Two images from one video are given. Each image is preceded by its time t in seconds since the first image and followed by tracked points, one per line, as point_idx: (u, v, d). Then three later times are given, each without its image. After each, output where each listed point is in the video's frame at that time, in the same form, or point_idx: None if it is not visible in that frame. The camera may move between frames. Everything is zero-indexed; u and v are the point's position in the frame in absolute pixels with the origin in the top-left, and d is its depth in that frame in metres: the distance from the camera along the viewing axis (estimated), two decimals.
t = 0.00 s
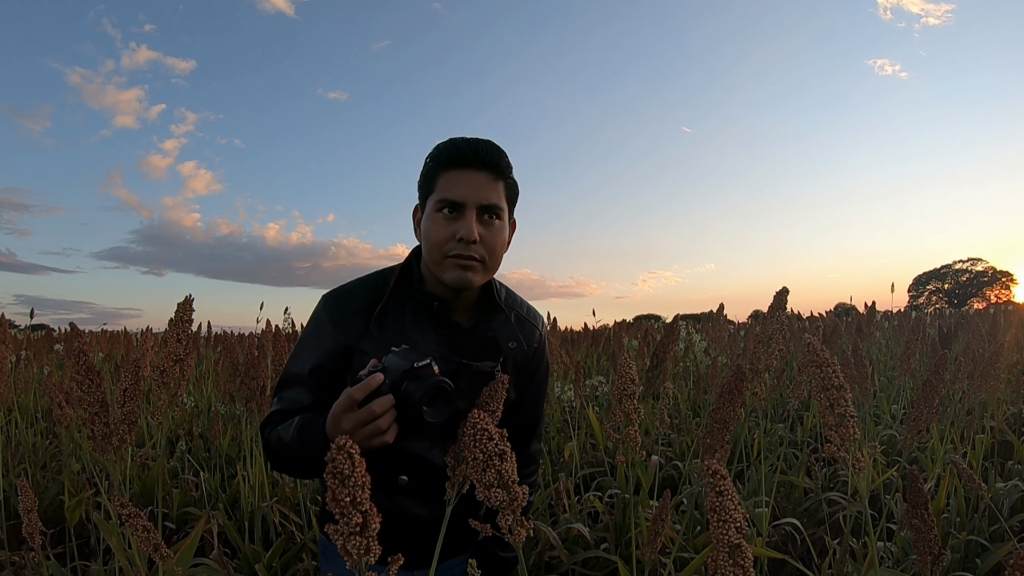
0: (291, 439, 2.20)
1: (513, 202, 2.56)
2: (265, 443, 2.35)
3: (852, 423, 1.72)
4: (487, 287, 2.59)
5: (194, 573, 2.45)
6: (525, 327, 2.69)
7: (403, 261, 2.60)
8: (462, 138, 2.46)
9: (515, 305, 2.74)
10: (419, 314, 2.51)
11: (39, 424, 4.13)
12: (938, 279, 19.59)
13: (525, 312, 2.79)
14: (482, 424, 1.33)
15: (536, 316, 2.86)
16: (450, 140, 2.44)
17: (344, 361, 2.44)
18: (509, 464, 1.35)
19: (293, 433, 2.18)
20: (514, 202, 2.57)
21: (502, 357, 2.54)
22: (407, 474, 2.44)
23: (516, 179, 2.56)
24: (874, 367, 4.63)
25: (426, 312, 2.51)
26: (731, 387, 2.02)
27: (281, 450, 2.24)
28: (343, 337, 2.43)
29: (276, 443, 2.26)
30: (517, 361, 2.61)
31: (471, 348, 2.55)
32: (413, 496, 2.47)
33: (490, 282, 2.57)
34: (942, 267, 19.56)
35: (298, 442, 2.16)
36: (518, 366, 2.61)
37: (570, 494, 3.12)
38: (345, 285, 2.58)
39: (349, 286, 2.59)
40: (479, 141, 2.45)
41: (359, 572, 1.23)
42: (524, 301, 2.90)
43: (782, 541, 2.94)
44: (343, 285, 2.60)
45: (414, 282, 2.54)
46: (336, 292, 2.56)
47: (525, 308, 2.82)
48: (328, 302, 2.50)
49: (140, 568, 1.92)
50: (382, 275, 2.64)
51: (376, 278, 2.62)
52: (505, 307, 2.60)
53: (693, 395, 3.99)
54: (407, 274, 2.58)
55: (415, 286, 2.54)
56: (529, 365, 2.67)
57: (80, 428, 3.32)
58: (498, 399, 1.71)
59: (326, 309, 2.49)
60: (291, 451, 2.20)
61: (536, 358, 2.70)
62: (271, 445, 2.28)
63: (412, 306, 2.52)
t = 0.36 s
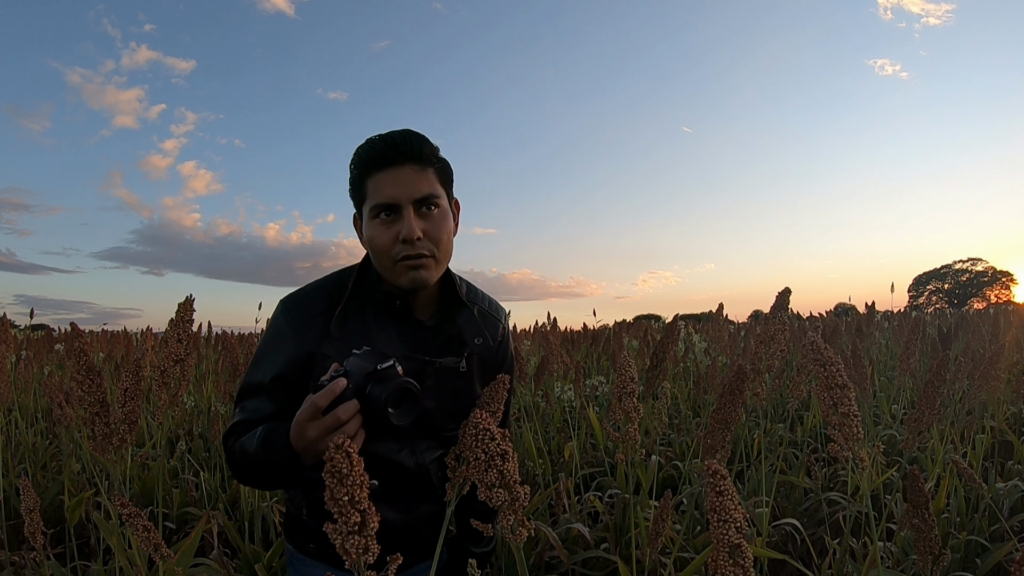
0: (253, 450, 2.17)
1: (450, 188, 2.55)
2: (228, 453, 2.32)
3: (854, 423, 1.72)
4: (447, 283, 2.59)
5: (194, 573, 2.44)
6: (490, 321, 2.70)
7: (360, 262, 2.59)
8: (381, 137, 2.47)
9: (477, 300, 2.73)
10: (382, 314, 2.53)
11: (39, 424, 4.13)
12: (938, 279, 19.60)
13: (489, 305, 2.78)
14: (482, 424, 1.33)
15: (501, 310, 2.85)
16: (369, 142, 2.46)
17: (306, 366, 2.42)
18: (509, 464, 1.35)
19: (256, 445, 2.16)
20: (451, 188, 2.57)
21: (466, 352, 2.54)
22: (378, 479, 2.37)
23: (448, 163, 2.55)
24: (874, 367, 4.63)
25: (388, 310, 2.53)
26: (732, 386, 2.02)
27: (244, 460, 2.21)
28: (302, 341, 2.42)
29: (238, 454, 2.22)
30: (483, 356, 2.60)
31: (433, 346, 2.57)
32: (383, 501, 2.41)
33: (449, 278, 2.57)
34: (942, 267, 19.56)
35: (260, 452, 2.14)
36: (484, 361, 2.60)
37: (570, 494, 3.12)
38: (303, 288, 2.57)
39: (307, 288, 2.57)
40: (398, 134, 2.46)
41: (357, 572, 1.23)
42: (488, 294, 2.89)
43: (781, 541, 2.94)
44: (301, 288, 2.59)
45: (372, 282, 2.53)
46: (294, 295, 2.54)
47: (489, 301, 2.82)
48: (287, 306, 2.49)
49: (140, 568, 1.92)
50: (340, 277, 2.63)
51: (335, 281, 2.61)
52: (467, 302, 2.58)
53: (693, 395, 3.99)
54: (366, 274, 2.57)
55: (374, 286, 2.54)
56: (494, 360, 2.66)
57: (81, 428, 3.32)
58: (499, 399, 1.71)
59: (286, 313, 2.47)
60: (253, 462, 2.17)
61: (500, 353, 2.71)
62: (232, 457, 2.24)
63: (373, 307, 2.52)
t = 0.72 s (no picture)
0: (230, 462, 2.18)
1: (422, 187, 2.55)
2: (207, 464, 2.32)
3: (854, 423, 1.72)
4: (421, 283, 2.57)
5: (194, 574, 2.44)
6: (468, 320, 2.71)
7: (333, 265, 2.58)
8: (353, 134, 2.47)
9: (454, 298, 2.73)
10: (356, 318, 2.51)
11: (40, 424, 4.13)
12: (938, 279, 19.61)
13: (467, 303, 2.78)
14: (484, 424, 1.33)
15: (480, 306, 2.85)
16: (341, 140, 2.46)
17: (282, 374, 2.43)
18: (511, 465, 1.35)
19: (234, 456, 2.17)
20: (424, 186, 2.57)
21: (444, 354, 2.50)
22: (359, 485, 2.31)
23: (420, 161, 2.55)
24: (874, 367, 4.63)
25: (361, 314, 2.51)
26: (732, 386, 2.02)
27: (224, 471, 2.20)
28: (277, 349, 2.42)
29: (217, 465, 2.23)
30: (460, 356, 2.60)
31: (409, 348, 2.52)
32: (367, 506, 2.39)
33: (423, 278, 2.56)
34: (942, 267, 19.56)
35: (237, 464, 2.15)
36: (461, 360, 2.61)
37: (570, 494, 3.12)
38: (277, 295, 2.56)
39: (280, 295, 2.57)
40: (370, 132, 2.46)
41: (360, 573, 1.23)
42: (467, 291, 2.90)
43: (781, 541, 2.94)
44: (275, 295, 2.59)
45: (346, 286, 2.52)
46: (268, 303, 2.54)
47: (467, 298, 2.82)
48: (261, 315, 2.49)
49: (140, 567, 1.92)
50: (314, 282, 2.63)
51: (308, 286, 2.61)
52: (443, 303, 2.55)
53: (692, 395, 3.99)
54: (339, 278, 2.57)
55: (347, 290, 2.53)
56: (472, 359, 2.68)
57: (81, 428, 3.32)
58: (497, 399, 1.72)
59: (260, 322, 2.47)
60: (231, 474, 2.18)
61: (479, 350, 2.72)
62: (211, 469, 2.24)
63: (347, 311, 2.52)
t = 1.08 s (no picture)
0: (232, 458, 2.19)
1: (436, 189, 2.54)
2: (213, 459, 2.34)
3: (854, 423, 1.72)
4: (428, 285, 2.57)
5: (194, 574, 2.44)
6: (475, 323, 2.70)
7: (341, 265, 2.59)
8: (369, 133, 2.48)
9: (462, 301, 2.72)
10: (361, 318, 2.51)
11: (40, 424, 4.12)
12: (938, 279, 19.61)
13: (475, 306, 2.76)
14: (484, 424, 1.33)
15: (488, 310, 2.84)
16: (357, 138, 2.47)
17: (287, 373, 2.43)
18: (510, 464, 1.35)
19: (235, 453, 2.18)
20: (438, 189, 2.56)
21: (449, 357, 2.48)
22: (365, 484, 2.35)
23: (435, 164, 2.54)
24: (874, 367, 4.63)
25: (366, 314, 2.51)
26: (732, 386, 2.02)
27: (226, 467, 2.21)
28: (282, 348, 2.42)
29: (220, 461, 2.24)
30: (467, 359, 2.56)
31: (414, 351, 2.51)
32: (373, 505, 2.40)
33: (430, 279, 2.56)
34: (942, 267, 19.57)
35: (238, 460, 2.15)
36: (468, 363, 2.57)
37: (570, 494, 3.12)
38: (285, 294, 2.57)
39: (287, 294, 2.58)
40: (387, 131, 2.47)
41: (359, 572, 1.23)
42: (475, 293, 2.89)
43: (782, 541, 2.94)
44: (283, 293, 2.59)
45: (352, 287, 2.53)
46: (275, 301, 2.55)
47: (475, 301, 2.81)
48: (268, 313, 2.49)
49: (139, 568, 1.92)
50: (321, 282, 2.63)
51: (316, 285, 2.61)
52: (449, 305, 2.55)
53: (692, 395, 3.99)
54: (346, 278, 2.57)
55: (353, 291, 2.53)
56: (479, 362, 2.64)
57: (81, 428, 3.32)
58: (500, 399, 1.72)
59: (266, 320, 2.48)
60: (233, 470, 2.19)
61: (487, 354, 2.68)
62: (216, 464, 2.26)
63: (353, 312, 2.51)
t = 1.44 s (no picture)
0: (260, 446, 2.17)
1: (448, 170, 2.54)
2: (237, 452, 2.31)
3: (855, 423, 1.71)
4: (442, 265, 2.56)
5: (194, 574, 2.44)
6: (491, 304, 2.69)
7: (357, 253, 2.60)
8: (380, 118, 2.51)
9: (477, 284, 2.72)
10: (380, 302, 2.51)
11: (39, 424, 4.13)
12: (937, 279, 19.61)
13: (489, 288, 2.76)
14: (480, 424, 1.33)
15: (502, 293, 2.84)
16: (369, 123, 2.50)
17: (309, 359, 2.42)
18: (507, 464, 1.35)
19: (262, 441, 2.16)
20: (450, 171, 2.56)
21: (467, 335, 2.50)
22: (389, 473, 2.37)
23: (446, 146, 2.55)
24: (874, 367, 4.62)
25: (385, 298, 2.51)
26: (732, 386, 2.02)
27: (254, 459, 2.19)
28: (303, 335, 2.41)
29: (247, 452, 2.22)
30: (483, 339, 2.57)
31: (432, 331, 2.54)
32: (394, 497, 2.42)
33: (444, 259, 2.54)
34: (942, 267, 19.57)
35: (266, 448, 2.13)
36: (485, 342, 2.59)
37: (570, 494, 3.12)
38: (303, 284, 2.56)
39: (305, 285, 2.57)
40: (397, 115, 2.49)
41: (355, 573, 1.23)
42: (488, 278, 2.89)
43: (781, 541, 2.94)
44: (302, 284, 2.58)
45: (370, 271, 2.53)
46: (294, 292, 2.54)
47: (489, 285, 2.81)
48: (287, 303, 2.49)
49: (139, 567, 1.92)
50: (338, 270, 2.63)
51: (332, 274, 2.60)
52: (463, 282, 2.54)
53: (693, 395, 3.99)
54: (363, 264, 2.57)
55: (370, 276, 2.53)
56: (495, 342, 2.65)
57: (80, 429, 3.32)
58: (498, 399, 1.71)
59: (286, 310, 2.47)
60: (260, 459, 2.17)
61: (502, 335, 2.68)
62: (242, 456, 2.24)
63: (372, 296, 2.52)
